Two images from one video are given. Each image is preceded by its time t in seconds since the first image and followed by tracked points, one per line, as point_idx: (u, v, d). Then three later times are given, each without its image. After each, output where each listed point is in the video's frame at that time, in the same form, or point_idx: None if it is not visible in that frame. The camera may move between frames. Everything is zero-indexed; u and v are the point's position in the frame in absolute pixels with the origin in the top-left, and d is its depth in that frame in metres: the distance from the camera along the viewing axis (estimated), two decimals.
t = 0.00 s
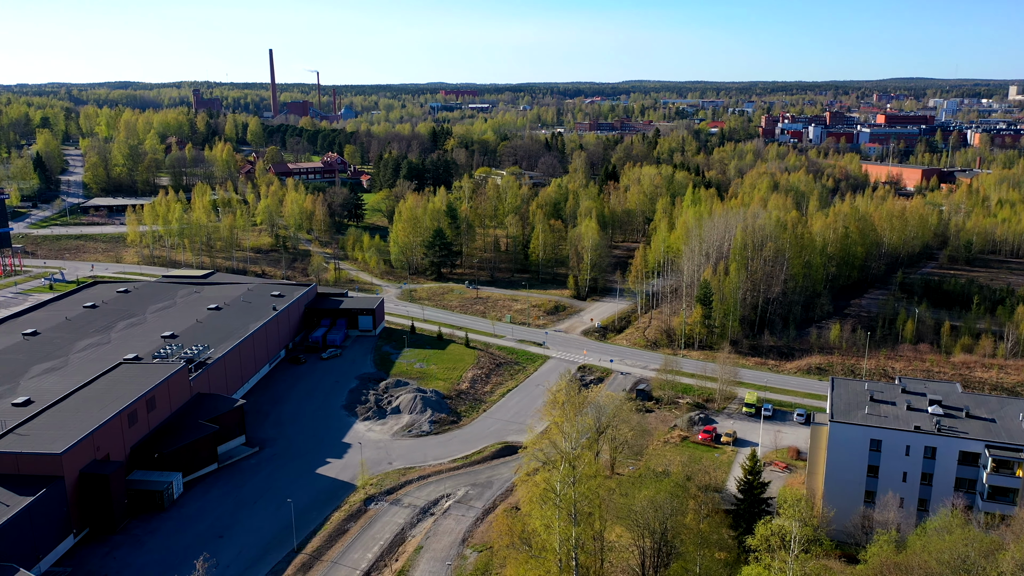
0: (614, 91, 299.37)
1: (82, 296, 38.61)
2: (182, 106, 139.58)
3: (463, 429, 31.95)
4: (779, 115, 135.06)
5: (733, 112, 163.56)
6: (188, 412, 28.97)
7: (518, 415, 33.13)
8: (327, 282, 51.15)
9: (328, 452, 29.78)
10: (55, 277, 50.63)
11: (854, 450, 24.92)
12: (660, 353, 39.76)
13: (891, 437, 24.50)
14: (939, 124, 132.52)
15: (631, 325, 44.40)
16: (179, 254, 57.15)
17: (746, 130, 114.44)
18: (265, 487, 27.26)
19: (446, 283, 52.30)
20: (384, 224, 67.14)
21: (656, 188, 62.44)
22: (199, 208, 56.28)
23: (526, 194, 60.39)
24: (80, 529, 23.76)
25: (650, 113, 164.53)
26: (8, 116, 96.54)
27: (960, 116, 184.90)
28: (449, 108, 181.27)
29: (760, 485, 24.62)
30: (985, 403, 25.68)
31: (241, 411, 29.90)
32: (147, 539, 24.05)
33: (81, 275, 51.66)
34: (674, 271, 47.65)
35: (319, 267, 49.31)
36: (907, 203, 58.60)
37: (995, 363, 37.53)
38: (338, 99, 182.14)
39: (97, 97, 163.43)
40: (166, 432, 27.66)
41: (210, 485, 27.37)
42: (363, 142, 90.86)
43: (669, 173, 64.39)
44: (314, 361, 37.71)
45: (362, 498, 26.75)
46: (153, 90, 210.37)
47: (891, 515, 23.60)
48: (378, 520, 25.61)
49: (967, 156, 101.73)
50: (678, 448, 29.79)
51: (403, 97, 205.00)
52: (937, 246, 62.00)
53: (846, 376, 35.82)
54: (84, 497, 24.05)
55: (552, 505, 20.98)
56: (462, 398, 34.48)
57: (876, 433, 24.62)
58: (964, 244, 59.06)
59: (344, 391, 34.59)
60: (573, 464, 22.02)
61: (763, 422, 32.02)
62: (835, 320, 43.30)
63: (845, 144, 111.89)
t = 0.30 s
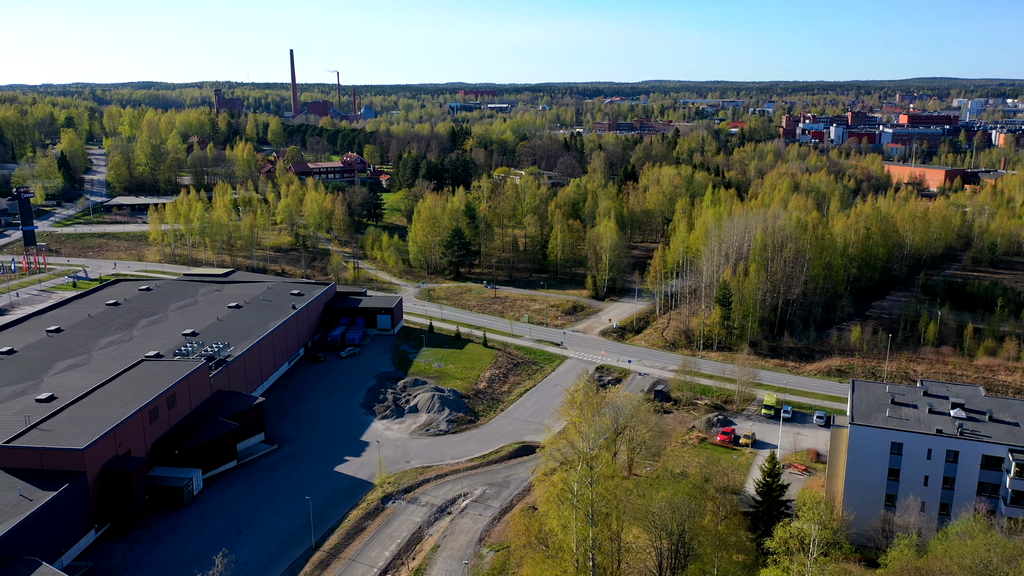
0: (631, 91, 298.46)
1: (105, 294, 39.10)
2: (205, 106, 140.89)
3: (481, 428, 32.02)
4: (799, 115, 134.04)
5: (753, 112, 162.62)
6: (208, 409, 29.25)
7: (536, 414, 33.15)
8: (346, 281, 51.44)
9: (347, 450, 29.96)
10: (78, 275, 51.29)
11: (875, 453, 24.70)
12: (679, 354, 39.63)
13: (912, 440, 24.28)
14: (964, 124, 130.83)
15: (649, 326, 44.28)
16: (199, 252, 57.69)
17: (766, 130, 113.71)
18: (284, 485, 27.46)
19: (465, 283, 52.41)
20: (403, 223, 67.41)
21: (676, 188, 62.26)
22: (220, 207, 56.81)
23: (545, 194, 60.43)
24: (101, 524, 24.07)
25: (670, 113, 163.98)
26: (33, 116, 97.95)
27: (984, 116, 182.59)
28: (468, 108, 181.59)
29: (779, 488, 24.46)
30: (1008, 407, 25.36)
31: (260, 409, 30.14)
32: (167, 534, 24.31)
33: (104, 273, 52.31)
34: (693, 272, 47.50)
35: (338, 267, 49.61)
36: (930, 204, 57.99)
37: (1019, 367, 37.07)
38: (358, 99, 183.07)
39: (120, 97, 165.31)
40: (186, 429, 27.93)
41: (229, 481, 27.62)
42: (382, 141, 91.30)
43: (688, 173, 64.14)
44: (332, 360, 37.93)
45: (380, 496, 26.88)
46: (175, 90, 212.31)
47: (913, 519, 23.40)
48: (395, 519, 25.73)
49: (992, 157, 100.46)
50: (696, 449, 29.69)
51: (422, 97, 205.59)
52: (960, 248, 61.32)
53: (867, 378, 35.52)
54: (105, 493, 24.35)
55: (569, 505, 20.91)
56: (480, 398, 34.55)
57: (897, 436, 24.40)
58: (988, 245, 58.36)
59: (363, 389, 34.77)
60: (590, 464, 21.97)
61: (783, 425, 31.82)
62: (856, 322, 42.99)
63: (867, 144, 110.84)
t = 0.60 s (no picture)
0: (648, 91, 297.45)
1: (127, 291, 39.55)
2: (227, 105, 142.23)
3: (498, 428, 32.06)
4: (821, 114, 132.95)
5: (774, 112, 161.52)
6: (228, 406, 29.52)
7: (554, 414, 33.16)
8: (366, 280, 51.73)
9: (365, 448, 30.13)
10: (102, 273, 51.94)
11: (896, 456, 24.49)
12: (697, 355, 39.50)
13: (934, 443, 24.05)
14: (989, 125, 129.12)
15: (668, 326, 44.17)
16: (220, 251, 58.23)
17: (787, 130, 112.99)
18: (302, 482, 27.65)
19: (483, 283, 52.54)
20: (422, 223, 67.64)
21: (695, 188, 62.03)
22: (240, 206, 57.34)
23: (564, 194, 60.40)
24: (122, 519, 24.34)
25: (689, 113, 163.32)
26: (58, 115, 99.31)
27: (1009, 116, 180.14)
28: (487, 107, 181.89)
29: (798, 490, 24.30)
30: None
31: (279, 406, 30.37)
32: (187, 530, 24.56)
33: (126, 271, 52.89)
34: (712, 272, 47.35)
35: (357, 266, 49.87)
36: (954, 205, 57.34)
37: None
38: (378, 99, 183.89)
39: (144, 97, 167.18)
40: (206, 425, 28.22)
41: (249, 478, 27.86)
42: (402, 141, 91.65)
43: (708, 173, 63.90)
44: (351, 358, 38.15)
45: (398, 495, 27.00)
46: (196, 90, 214.31)
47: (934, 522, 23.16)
48: (413, 517, 25.81)
49: (1018, 157, 99.08)
50: (715, 450, 29.59)
51: (441, 96, 206.15)
52: (985, 249, 60.62)
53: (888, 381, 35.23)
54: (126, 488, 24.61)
55: (586, 505, 20.89)
56: (498, 397, 34.62)
57: (919, 439, 24.18)
58: (1014, 247, 57.58)
59: (381, 388, 34.95)
60: (608, 465, 21.96)
61: (802, 427, 31.64)
62: (878, 324, 42.64)
63: (890, 144, 109.74)
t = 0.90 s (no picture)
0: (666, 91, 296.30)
1: (149, 289, 40.00)
2: (250, 105, 143.49)
3: (516, 428, 32.10)
4: (843, 115, 131.81)
5: (795, 112, 160.29)
6: (248, 404, 29.78)
7: (572, 415, 33.15)
8: (385, 279, 51.99)
9: (383, 447, 30.26)
10: (124, 271, 52.56)
11: (918, 460, 24.26)
12: (716, 356, 39.33)
13: (957, 447, 23.80)
14: (1015, 125, 127.30)
15: (687, 327, 44.02)
16: (241, 250, 58.74)
17: (809, 131, 112.17)
18: (320, 480, 27.82)
19: (502, 282, 52.61)
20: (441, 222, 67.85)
21: (715, 189, 61.75)
22: (261, 206, 57.83)
23: (583, 194, 60.38)
24: (144, 515, 24.62)
25: (710, 113, 162.55)
26: (83, 115, 100.68)
27: None
28: (507, 108, 182.09)
29: (818, 493, 24.13)
30: None
31: (299, 404, 30.59)
32: (207, 526, 24.79)
33: (149, 269, 53.51)
34: (732, 273, 47.18)
35: (376, 265, 50.13)
36: (979, 206, 56.62)
37: None
38: (398, 99, 184.65)
39: (167, 97, 169.00)
40: (227, 423, 28.48)
41: (268, 475, 28.09)
42: (421, 141, 91.93)
43: (728, 173, 63.60)
44: (370, 357, 38.35)
45: (415, 493, 27.09)
46: (218, 90, 216.40)
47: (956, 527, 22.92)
48: (430, 516, 25.91)
49: None
50: (734, 453, 29.47)
51: (460, 96, 206.61)
52: (1010, 252, 59.76)
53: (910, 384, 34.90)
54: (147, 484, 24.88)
55: (603, 505, 20.87)
56: (516, 397, 34.67)
57: (941, 443, 23.94)
58: None
59: (399, 387, 35.10)
60: (625, 465, 21.93)
61: (823, 429, 31.41)
62: (900, 327, 42.24)
63: (913, 145, 108.52)
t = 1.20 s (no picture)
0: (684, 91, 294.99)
1: (170, 287, 40.43)
2: (272, 105, 144.52)
3: (534, 428, 32.13)
4: (865, 115, 130.62)
5: (817, 112, 159.06)
6: (267, 401, 30.02)
7: (590, 415, 33.13)
8: (404, 279, 52.21)
9: (401, 445, 30.40)
10: (147, 269, 53.15)
11: (940, 463, 24.01)
12: (736, 358, 39.14)
13: (979, 451, 23.53)
14: None
15: (707, 328, 43.83)
16: (261, 249, 59.20)
17: (831, 131, 111.31)
18: (338, 478, 27.99)
19: (520, 282, 52.67)
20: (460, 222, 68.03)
21: (735, 189, 61.42)
22: (282, 205, 58.28)
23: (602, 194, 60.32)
24: (164, 510, 24.91)
25: (731, 113, 161.69)
26: (107, 115, 101.89)
27: None
28: (526, 107, 182.11)
29: (838, 496, 23.94)
30: None
31: (317, 402, 30.79)
32: (227, 522, 25.02)
33: (170, 267, 54.08)
34: (752, 274, 47.03)
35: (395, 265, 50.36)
36: (1005, 208, 55.89)
37: None
38: (418, 99, 185.14)
39: (190, 96, 170.59)
40: (246, 420, 28.73)
41: (287, 473, 28.30)
42: (441, 141, 92.16)
43: (749, 174, 63.29)
44: (388, 356, 38.53)
45: (433, 492, 27.19)
46: (238, 89, 218.10)
47: (979, 532, 22.66)
48: (447, 515, 25.98)
49: None
50: (753, 454, 29.32)
51: (479, 96, 206.85)
52: None
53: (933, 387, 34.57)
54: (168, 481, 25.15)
55: (621, 506, 20.85)
56: (534, 397, 34.70)
57: (963, 446, 23.69)
58: None
59: (417, 385, 35.25)
60: (643, 466, 21.89)
61: (843, 432, 31.17)
62: (922, 329, 41.80)
63: (937, 146, 107.30)
